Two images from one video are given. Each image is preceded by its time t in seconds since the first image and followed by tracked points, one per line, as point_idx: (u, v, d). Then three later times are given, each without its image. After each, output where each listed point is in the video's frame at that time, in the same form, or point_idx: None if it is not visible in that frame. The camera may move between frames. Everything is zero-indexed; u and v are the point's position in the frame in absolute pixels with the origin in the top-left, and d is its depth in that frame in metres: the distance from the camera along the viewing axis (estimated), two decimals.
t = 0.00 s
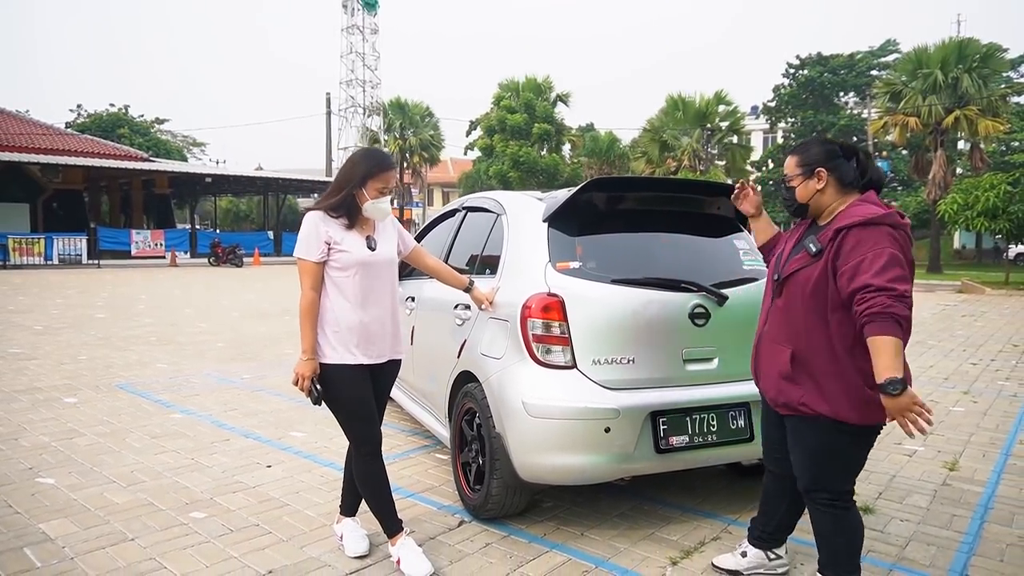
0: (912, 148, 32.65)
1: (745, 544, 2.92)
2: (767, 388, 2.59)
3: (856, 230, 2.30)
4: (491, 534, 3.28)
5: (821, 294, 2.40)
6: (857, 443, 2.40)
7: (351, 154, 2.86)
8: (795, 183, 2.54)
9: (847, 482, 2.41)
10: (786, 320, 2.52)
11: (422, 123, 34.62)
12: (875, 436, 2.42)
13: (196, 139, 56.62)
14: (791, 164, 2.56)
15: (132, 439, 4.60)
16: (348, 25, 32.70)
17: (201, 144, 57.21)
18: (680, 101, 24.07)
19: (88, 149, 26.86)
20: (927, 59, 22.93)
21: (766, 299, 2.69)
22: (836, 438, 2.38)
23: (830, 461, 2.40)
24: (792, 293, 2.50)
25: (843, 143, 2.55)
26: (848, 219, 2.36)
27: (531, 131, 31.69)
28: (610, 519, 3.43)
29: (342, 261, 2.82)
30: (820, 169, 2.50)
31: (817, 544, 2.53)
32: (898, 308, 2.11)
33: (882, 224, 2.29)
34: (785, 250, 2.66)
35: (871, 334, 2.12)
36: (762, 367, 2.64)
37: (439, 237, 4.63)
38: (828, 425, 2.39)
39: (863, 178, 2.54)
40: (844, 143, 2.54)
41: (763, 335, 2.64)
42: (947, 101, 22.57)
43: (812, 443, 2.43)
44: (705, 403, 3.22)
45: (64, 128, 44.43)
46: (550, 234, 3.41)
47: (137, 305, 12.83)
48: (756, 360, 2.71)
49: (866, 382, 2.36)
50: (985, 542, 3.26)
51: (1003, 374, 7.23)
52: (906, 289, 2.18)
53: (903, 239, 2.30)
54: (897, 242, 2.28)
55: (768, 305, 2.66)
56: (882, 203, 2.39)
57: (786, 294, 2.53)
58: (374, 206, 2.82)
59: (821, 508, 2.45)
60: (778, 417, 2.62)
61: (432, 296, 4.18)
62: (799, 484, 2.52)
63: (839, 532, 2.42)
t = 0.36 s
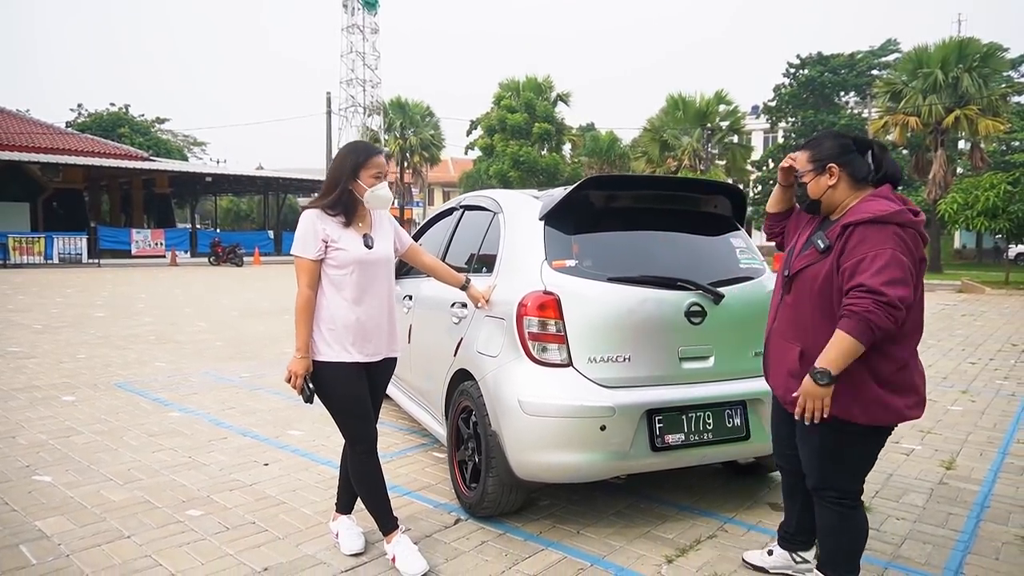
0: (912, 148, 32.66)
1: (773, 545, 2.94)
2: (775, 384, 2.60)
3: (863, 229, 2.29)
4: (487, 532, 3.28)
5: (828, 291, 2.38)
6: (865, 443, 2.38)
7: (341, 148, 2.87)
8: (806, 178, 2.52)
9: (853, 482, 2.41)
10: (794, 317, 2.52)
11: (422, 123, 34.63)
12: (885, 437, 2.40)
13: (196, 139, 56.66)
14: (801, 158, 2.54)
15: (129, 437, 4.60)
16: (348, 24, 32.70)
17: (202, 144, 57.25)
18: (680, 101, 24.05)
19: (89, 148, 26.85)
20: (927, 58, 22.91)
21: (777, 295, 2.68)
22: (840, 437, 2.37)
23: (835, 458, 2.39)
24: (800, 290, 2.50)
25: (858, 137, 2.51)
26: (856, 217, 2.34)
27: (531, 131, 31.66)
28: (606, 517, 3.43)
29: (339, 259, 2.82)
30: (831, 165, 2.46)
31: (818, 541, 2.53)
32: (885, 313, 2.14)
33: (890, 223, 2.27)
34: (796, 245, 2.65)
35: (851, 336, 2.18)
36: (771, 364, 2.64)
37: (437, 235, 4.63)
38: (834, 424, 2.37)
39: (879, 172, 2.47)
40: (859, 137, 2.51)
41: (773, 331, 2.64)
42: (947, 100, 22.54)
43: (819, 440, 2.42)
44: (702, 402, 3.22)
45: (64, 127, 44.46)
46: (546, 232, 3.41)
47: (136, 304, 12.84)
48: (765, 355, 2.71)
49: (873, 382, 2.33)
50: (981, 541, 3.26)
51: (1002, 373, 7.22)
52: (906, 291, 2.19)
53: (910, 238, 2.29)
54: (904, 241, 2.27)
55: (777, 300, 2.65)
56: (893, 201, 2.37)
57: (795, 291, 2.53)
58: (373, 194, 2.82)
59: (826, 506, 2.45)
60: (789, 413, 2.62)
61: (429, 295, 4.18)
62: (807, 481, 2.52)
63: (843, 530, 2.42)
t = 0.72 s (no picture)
0: (913, 148, 32.63)
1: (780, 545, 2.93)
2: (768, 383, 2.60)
3: (851, 230, 2.29)
4: (484, 531, 3.28)
5: (817, 291, 2.38)
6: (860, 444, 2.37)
7: (337, 146, 2.87)
8: (800, 175, 2.52)
9: (848, 481, 2.41)
10: (786, 316, 2.52)
11: (424, 123, 34.61)
12: (880, 438, 2.40)
13: (198, 139, 56.72)
14: (797, 155, 2.55)
15: (127, 436, 4.60)
16: (349, 24, 32.72)
17: (204, 144, 57.32)
18: (681, 101, 24.04)
19: (90, 148, 26.88)
20: (928, 58, 22.85)
21: (771, 293, 2.68)
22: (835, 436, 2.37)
23: (829, 457, 2.39)
24: (792, 289, 2.50)
25: (855, 133, 2.51)
26: (846, 216, 2.34)
27: (533, 130, 31.62)
28: (603, 516, 3.42)
29: (335, 256, 2.82)
30: (826, 161, 2.46)
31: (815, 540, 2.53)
32: (872, 317, 2.15)
33: (879, 224, 2.26)
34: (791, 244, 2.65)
35: (839, 340, 2.19)
36: (764, 362, 2.64)
37: (435, 234, 4.63)
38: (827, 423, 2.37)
39: (874, 169, 2.46)
40: (855, 134, 2.50)
41: (766, 329, 2.64)
42: (949, 100, 22.49)
43: (814, 439, 2.42)
44: (699, 400, 3.22)
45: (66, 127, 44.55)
46: (543, 231, 3.41)
47: (137, 304, 12.84)
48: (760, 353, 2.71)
49: (865, 383, 2.32)
50: (978, 540, 3.26)
51: (1002, 373, 7.20)
52: (892, 294, 2.18)
53: (899, 238, 2.29)
54: (892, 242, 2.26)
55: (772, 299, 2.65)
56: (887, 199, 2.36)
57: (788, 289, 2.53)
58: (367, 194, 2.82)
59: (822, 505, 2.45)
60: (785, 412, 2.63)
61: (427, 294, 4.18)
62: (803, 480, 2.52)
63: (838, 528, 2.42)
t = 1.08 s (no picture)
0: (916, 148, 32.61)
1: (777, 545, 2.92)
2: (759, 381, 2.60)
3: (836, 227, 2.28)
4: (481, 530, 3.28)
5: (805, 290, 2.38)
6: (852, 443, 2.36)
7: (333, 145, 2.87)
8: (790, 174, 2.53)
9: (841, 480, 2.39)
10: (777, 315, 2.51)
11: (426, 123, 34.62)
12: (873, 435, 2.38)
13: (201, 139, 56.82)
14: (787, 154, 2.56)
15: (126, 435, 4.61)
16: (351, 24, 32.75)
17: (207, 144, 57.40)
18: (684, 101, 24.00)
19: (93, 148, 26.91)
20: (931, 57, 22.79)
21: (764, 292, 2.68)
22: (827, 435, 2.36)
23: (820, 456, 2.38)
24: (782, 287, 2.50)
25: (844, 132, 2.50)
26: (831, 215, 2.33)
27: (535, 130, 31.58)
28: (600, 516, 3.42)
29: (331, 254, 2.81)
30: (814, 161, 2.47)
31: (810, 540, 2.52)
32: (854, 314, 2.14)
33: (864, 221, 2.25)
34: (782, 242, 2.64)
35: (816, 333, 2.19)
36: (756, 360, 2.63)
37: (433, 234, 4.63)
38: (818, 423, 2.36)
39: (863, 167, 2.46)
40: (845, 133, 2.50)
41: (759, 327, 2.64)
42: (952, 100, 22.43)
43: (805, 438, 2.41)
44: (695, 400, 3.21)
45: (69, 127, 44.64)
46: (540, 230, 3.41)
47: (138, 304, 12.86)
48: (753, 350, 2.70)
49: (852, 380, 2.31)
50: (976, 540, 3.25)
51: (1003, 373, 7.18)
52: (874, 291, 2.17)
53: (886, 236, 2.27)
54: (877, 239, 2.25)
55: (764, 297, 2.65)
56: (875, 197, 2.35)
57: (778, 287, 2.52)
58: (363, 191, 2.81)
59: (815, 504, 2.45)
60: (778, 409, 2.62)
61: (426, 293, 4.18)
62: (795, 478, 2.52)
63: (830, 527, 2.41)
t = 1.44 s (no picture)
0: (918, 147, 32.56)
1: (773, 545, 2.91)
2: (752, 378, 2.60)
3: (830, 224, 2.27)
4: (477, 530, 3.27)
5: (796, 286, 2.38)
6: (846, 443, 2.35)
7: (329, 143, 2.87)
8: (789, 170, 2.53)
9: (835, 480, 2.39)
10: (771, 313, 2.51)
11: (428, 123, 34.63)
12: (867, 435, 2.38)
13: (204, 139, 56.89)
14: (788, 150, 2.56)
15: (124, 434, 4.61)
16: (353, 24, 32.78)
17: (209, 144, 57.48)
18: (686, 101, 23.97)
19: (95, 148, 26.94)
20: (934, 57, 22.74)
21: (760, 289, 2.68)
22: (818, 434, 2.35)
23: (814, 457, 2.37)
24: (776, 282, 2.50)
25: (847, 130, 2.48)
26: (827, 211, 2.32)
27: (537, 130, 31.56)
28: (597, 515, 3.41)
29: (326, 254, 2.81)
30: (813, 159, 2.46)
31: (805, 540, 2.51)
32: (833, 307, 2.15)
33: (860, 219, 2.24)
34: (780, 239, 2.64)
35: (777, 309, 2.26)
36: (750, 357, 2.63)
37: (431, 233, 4.63)
38: (812, 424, 2.35)
39: (863, 166, 2.44)
40: (848, 132, 2.48)
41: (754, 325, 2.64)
42: (954, 100, 22.38)
43: (798, 438, 2.40)
44: (692, 400, 3.20)
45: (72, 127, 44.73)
46: (536, 229, 3.40)
47: (139, 303, 12.87)
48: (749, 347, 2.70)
49: (843, 378, 2.30)
50: (975, 541, 3.23)
51: (1004, 373, 7.17)
52: (861, 288, 2.17)
53: (882, 235, 2.26)
54: (871, 237, 2.23)
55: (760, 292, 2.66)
56: (872, 196, 2.34)
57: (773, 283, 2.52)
58: (358, 191, 2.81)
59: (809, 505, 2.43)
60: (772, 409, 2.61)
61: (424, 293, 4.17)
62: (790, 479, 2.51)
63: (824, 528, 2.41)
